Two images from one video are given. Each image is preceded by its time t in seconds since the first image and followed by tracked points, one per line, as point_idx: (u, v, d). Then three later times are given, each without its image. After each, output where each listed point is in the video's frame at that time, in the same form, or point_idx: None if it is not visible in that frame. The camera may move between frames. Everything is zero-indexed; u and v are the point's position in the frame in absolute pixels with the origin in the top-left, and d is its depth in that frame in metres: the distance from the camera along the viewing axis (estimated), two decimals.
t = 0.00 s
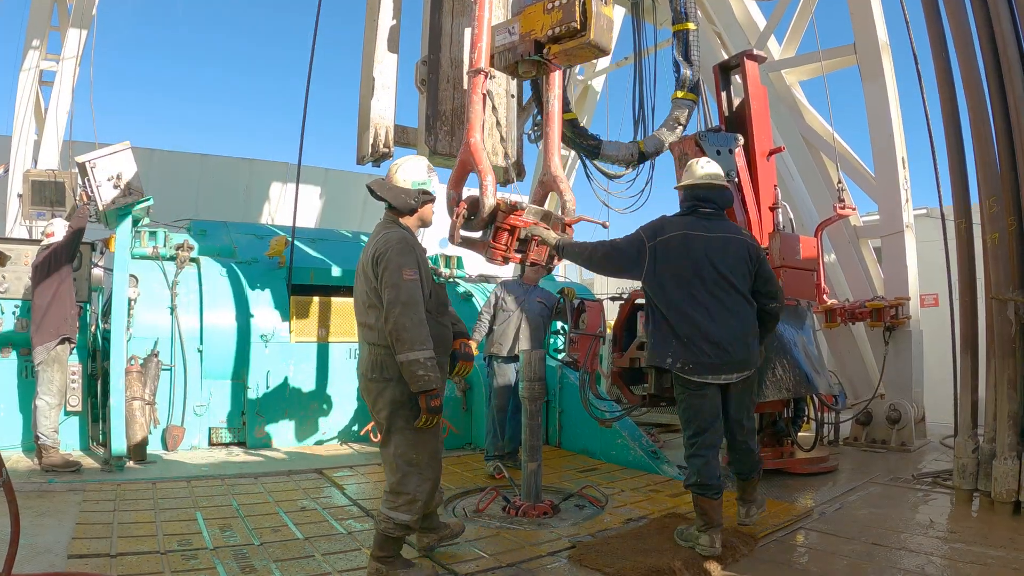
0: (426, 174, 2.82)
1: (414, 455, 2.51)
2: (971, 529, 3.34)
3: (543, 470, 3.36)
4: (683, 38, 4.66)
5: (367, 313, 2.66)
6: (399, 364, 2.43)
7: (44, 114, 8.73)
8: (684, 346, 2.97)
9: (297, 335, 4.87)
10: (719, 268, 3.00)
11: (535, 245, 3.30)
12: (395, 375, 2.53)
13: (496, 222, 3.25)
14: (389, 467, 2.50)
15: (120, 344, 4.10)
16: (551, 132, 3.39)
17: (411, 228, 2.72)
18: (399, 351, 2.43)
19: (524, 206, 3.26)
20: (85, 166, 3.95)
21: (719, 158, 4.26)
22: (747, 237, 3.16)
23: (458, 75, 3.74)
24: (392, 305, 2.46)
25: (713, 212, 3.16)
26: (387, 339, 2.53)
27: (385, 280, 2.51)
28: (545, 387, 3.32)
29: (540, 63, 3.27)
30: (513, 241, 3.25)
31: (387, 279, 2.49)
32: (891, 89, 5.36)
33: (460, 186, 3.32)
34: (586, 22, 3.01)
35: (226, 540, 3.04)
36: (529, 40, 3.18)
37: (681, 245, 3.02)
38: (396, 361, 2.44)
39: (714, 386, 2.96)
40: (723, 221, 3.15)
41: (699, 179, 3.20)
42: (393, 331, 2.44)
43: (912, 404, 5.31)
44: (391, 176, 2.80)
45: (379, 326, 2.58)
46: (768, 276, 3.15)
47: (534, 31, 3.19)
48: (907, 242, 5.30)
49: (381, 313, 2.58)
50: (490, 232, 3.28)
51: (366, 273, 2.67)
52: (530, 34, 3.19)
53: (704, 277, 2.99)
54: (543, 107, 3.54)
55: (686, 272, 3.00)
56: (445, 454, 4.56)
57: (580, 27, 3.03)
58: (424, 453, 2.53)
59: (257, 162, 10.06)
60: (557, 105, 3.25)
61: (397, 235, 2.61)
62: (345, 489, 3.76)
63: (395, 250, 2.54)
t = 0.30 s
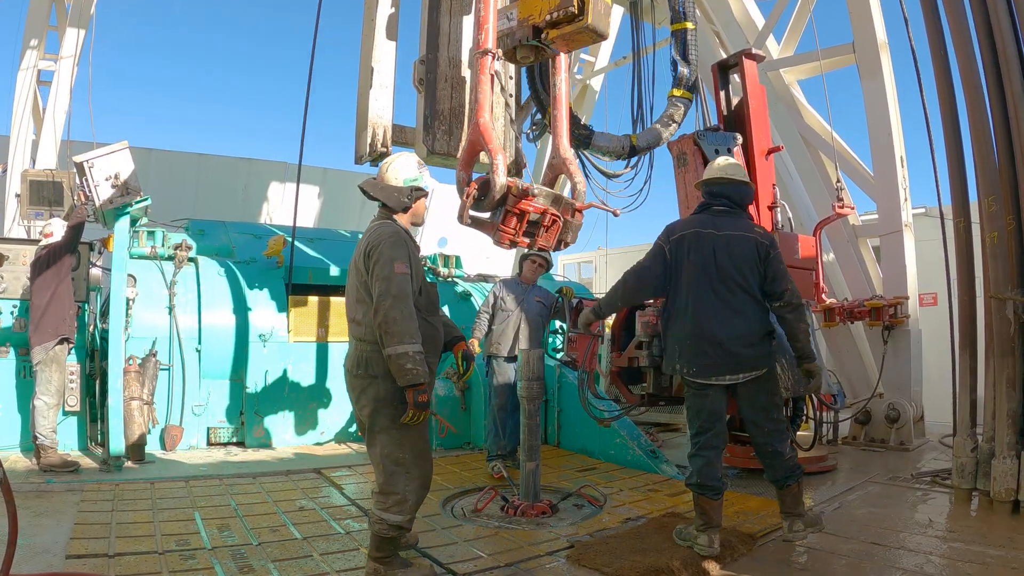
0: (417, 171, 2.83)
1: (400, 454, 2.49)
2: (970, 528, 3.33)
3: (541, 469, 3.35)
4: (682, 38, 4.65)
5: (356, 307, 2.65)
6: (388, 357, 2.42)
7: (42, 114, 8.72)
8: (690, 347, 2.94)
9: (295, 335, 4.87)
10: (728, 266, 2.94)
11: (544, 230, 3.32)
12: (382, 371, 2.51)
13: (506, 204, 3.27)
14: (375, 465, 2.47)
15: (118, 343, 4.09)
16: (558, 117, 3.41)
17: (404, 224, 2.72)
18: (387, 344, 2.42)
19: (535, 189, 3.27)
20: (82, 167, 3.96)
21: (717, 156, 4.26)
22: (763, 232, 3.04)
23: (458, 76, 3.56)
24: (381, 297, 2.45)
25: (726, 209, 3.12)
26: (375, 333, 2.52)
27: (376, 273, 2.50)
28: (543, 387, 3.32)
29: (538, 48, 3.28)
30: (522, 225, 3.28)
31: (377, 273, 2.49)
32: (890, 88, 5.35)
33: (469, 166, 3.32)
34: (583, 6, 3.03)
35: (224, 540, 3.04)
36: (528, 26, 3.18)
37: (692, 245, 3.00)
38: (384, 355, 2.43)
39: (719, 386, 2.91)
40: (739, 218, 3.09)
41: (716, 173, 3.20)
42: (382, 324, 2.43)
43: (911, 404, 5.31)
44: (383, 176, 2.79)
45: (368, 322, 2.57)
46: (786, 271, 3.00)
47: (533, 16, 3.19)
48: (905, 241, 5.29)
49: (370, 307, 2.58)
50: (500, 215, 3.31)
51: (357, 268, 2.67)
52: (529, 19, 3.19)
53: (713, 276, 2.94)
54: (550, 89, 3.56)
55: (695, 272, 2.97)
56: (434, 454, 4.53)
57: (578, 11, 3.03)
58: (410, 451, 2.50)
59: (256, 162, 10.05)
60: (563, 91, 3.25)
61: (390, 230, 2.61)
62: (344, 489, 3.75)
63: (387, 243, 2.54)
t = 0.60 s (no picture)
0: (405, 169, 2.83)
1: (386, 452, 2.47)
2: (967, 528, 3.33)
3: (538, 469, 3.34)
4: (679, 37, 4.64)
5: (346, 305, 2.65)
6: (377, 354, 2.42)
7: (39, 114, 8.71)
8: (702, 348, 2.94)
9: (293, 334, 4.88)
10: (741, 267, 2.92)
11: (558, 202, 3.36)
12: (370, 368, 2.49)
13: (519, 178, 3.28)
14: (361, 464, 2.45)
15: (115, 343, 4.09)
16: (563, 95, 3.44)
17: (394, 222, 2.70)
18: (377, 341, 2.42)
19: (546, 161, 3.28)
20: (79, 166, 3.96)
21: (715, 156, 4.25)
22: (780, 226, 2.96)
23: (456, 75, 3.52)
24: (371, 294, 2.45)
25: (742, 207, 3.09)
26: (364, 331, 2.51)
27: (366, 270, 2.50)
28: (540, 386, 3.31)
29: (535, 32, 3.40)
30: (536, 198, 3.31)
31: (367, 270, 2.49)
32: (889, 88, 5.35)
33: (479, 144, 3.33)
34: None
35: (222, 540, 3.03)
36: (525, 10, 3.32)
37: (706, 247, 3.00)
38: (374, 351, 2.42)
39: (730, 386, 2.89)
40: (755, 215, 3.05)
41: (735, 170, 3.20)
42: (372, 320, 2.43)
43: (909, 403, 5.30)
44: (371, 176, 2.79)
45: (357, 319, 2.56)
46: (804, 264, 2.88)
47: None
48: (904, 240, 5.29)
49: (360, 305, 2.57)
50: (513, 190, 3.32)
51: (347, 265, 2.66)
52: (526, 3, 3.31)
53: (726, 276, 2.93)
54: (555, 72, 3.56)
55: (709, 274, 2.97)
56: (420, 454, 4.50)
57: None
58: (396, 449, 2.49)
59: (253, 162, 10.04)
60: (567, 67, 3.33)
61: (380, 227, 2.60)
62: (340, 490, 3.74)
63: (377, 241, 2.53)
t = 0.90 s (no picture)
0: (388, 167, 2.80)
1: (380, 452, 2.46)
2: (964, 528, 3.33)
3: (534, 469, 3.33)
4: (676, 37, 4.63)
5: (337, 305, 2.62)
6: (373, 354, 2.41)
7: (35, 114, 8.70)
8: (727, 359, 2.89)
9: (290, 335, 4.85)
10: (760, 273, 2.83)
11: (575, 173, 3.40)
12: (363, 368, 2.48)
13: (533, 152, 3.34)
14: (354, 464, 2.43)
15: (111, 343, 4.08)
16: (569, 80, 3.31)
17: (384, 221, 2.70)
18: (373, 341, 2.41)
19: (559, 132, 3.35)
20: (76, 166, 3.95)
21: (712, 156, 4.25)
22: (801, 226, 2.77)
23: (452, 75, 3.50)
24: (367, 294, 2.44)
25: (767, 209, 2.95)
26: (358, 330, 2.50)
27: (361, 270, 2.49)
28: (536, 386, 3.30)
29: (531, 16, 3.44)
30: (553, 168, 3.35)
31: (363, 270, 2.48)
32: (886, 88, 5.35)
33: (491, 124, 3.37)
34: None
35: (217, 541, 3.02)
36: None
37: (726, 254, 2.96)
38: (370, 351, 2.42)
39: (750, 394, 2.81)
40: (779, 217, 2.89)
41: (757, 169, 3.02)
42: (368, 320, 2.42)
43: (905, 403, 5.31)
44: (354, 178, 2.76)
45: (350, 319, 2.54)
46: (822, 267, 2.68)
47: None
48: (901, 240, 5.29)
49: (353, 305, 2.55)
50: (528, 164, 3.36)
51: (339, 265, 2.64)
52: None
53: (743, 283, 2.87)
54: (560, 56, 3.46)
55: (730, 280, 2.94)
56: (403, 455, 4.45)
57: None
58: (389, 449, 2.48)
59: (251, 162, 10.05)
60: (570, 51, 3.21)
61: (374, 227, 2.59)
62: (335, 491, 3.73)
63: (372, 240, 2.52)
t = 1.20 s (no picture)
0: (370, 168, 2.79)
1: (372, 452, 2.44)
2: (960, 528, 3.32)
3: (529, 469, 3.33)
4: (672, 37, 4.63)
5: (325, 305, 2.56)
6: (373, 353, 2.42)
7: (31, 114, 8.68)
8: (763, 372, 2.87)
9: (285, 335, 4.82)
10: (788, 285, 2.79)
11: (587, 149, 3.34)
12: (353, 369, 2.46)
13: (544, 128, 3.27)
14: (347, 464, 2.42)
15: (107, 343, 4.07)
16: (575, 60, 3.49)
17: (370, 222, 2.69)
18: (372, 340, 2.42)
19: (570, 106, 3.28)
20: (70, 166, 3.97)
21: (707, 156, 4.26)
22: (825, 236, 2.73)
23: (447, 75, 3.48)
24: (366, 295, 2.44)
25: (797, 218, 2.91)
26: (353, 331, 2.48)
27: (357, 271, 2.47)
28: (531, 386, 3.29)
29: None
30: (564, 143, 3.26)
31: (360, 271, 2.46)
32: (882, 87, 5.35)
33: (500, 101, 3.34)
34: None
35: (212, 542, 3.02)
36: None
37: (759, 267, 2.95)
38: (368, 351, 2.42)
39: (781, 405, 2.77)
40: (809, 224, 2.84)
41: (788, 176, 2.97)
42: (367, 320, 2.42)
43: (901, 403, 5.31)
44: (338, 180, 2.75)
45: (343, 320, 2.50)
46: (846, 278, 2.61)
47: None
48: (897, 240, 5.29)
49: (346, 306, 2.52)
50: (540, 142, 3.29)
51: (327, 266, 2.58)
52: None
53: (775, 298, 2.85)
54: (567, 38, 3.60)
55: (763, 295, 2.92)
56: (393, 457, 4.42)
57: None
58: (382, 449, 2.47)
59: (246, 162, 10.00)
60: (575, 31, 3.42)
61: (366, 227, 2.58)
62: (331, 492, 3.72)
63: (368, 241, 2.51)
